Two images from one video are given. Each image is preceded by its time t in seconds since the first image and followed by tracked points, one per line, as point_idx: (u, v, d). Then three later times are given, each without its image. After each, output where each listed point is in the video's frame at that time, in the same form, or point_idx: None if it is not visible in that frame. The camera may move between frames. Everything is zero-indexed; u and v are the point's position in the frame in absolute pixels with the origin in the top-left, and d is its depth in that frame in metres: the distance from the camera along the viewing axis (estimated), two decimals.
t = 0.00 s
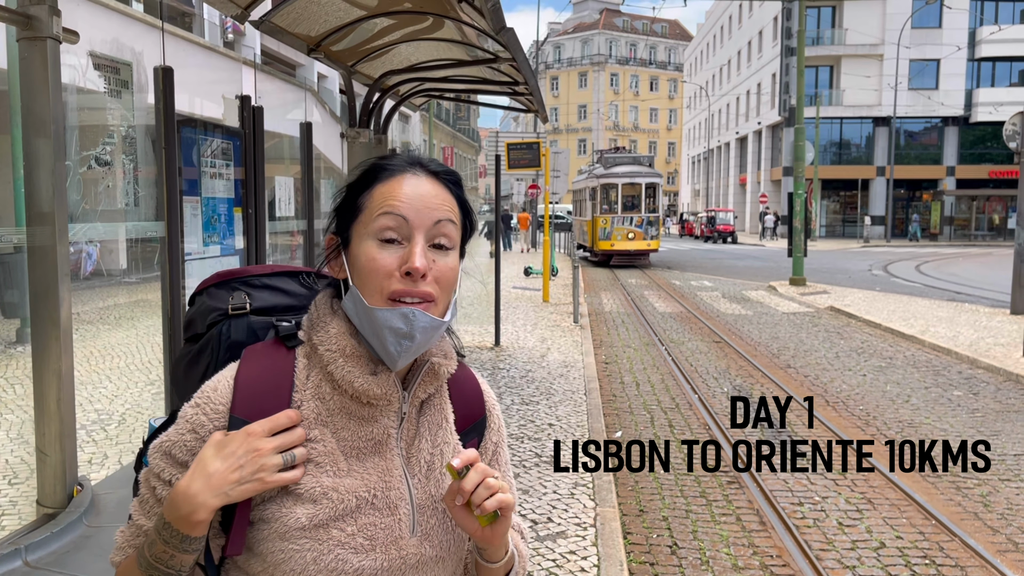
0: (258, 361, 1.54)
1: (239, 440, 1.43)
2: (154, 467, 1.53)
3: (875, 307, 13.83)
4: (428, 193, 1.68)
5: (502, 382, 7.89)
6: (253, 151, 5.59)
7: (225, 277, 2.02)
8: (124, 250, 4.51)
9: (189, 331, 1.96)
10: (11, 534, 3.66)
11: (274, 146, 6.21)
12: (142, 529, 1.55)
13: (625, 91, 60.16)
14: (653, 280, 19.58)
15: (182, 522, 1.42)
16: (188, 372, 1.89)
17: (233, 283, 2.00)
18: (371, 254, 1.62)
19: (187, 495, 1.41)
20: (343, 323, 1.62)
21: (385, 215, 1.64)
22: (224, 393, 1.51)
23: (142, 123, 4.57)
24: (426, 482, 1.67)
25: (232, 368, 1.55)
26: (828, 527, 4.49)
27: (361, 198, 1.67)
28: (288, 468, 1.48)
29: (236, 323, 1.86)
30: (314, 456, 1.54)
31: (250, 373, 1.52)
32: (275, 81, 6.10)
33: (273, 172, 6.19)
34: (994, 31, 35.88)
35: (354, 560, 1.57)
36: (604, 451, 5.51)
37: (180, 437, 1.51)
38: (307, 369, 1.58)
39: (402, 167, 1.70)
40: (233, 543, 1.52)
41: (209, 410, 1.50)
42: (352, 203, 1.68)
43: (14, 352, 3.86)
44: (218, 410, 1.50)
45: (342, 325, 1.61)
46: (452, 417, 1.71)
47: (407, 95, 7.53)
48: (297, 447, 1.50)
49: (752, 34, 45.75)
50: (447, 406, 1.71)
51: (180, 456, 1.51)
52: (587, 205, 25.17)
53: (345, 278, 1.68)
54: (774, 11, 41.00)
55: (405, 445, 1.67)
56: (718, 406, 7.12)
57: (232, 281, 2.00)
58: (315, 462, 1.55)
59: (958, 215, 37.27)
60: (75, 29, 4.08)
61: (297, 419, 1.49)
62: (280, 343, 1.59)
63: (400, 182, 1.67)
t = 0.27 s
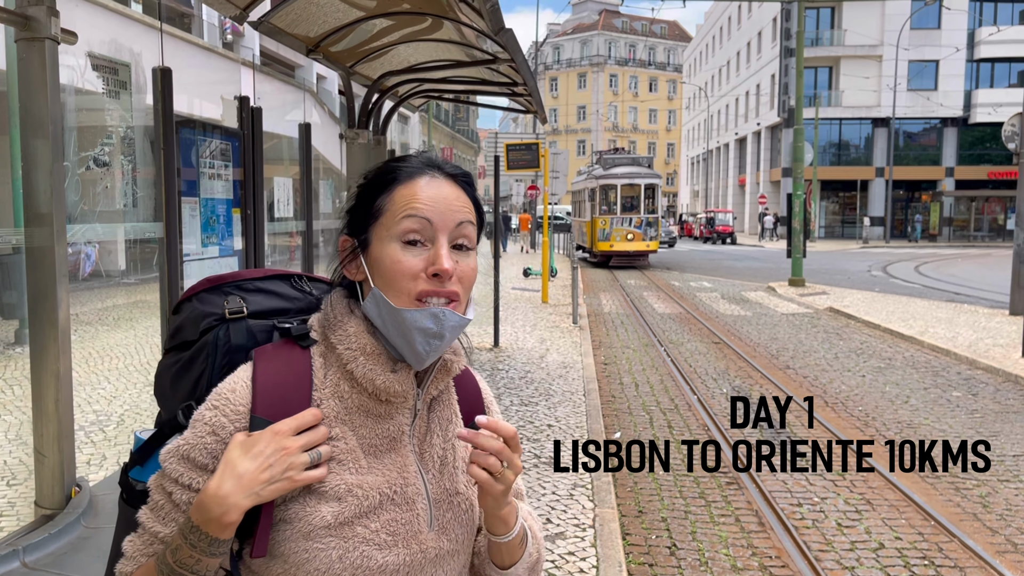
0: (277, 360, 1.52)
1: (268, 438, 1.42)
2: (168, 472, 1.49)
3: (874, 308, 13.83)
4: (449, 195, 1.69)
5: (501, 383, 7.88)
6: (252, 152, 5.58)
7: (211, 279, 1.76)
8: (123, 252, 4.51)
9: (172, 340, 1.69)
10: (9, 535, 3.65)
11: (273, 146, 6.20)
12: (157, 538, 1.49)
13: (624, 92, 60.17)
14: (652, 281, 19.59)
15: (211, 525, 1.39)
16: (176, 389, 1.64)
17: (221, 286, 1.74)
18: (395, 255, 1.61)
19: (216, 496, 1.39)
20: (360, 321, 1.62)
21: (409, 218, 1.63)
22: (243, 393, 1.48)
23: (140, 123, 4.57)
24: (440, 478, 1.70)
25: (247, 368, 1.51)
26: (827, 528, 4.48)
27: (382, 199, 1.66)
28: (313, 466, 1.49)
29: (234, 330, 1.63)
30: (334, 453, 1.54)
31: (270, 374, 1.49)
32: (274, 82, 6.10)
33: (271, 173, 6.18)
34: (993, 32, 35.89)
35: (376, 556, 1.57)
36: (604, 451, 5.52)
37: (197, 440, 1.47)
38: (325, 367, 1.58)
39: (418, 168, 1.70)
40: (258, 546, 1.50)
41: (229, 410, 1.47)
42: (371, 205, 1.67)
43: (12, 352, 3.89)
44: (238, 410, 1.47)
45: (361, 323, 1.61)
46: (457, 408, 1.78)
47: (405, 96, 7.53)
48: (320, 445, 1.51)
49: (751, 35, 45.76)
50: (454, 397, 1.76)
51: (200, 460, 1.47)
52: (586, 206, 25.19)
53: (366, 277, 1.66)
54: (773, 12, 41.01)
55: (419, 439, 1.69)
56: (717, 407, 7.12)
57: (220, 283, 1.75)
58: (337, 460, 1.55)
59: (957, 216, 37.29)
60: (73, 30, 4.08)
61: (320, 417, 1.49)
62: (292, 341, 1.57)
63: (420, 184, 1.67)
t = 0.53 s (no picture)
0: (281, 365, 1.52)
1: (276, 440, 1.44)
2: (172, 476, 1.49)
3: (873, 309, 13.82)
4: (454, 205, 1.65)
5: (501, 384, 7.88)
6: (251, 153, 5.59)
7: (203, 284, 1.80)
8: (122, 252, 4.51)
9: (163, 346, 1.71)
10: (8, 537, 3.65)
11: (272, 147, 6.21)
12: (160, 541, 1.50)
13: (624, 93, 60.20)
14: (651, 282, 19.59)
15: (221, 527, 1.40)
16: (168, 392, 1.65)
17: (213, 290, 1.79)
18: (400, 266, 1.57)
19: (226, 499, 1.40)
20: (363, 325, 1.60)
21: (416, 228, 1.60)
22: (247, 395, 1.48)
23: (139, 124, 4.58)
24: (437, 479, 1.71)
25: (250, 373, 1.51)
26: (826, 529, 4.48)
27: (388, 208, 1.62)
28: (318, 467, 1.50)
29: (227, 332, 1.65)
30: (335, 454, 1.54)
31: (275, 377, 1.50)
32: (274, 82, 6.11)
33: (271, 174, 6.18)
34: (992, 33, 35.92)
35: (378, 556, 1.57)
36: (604, 450, 5.53)
37: (201, 443, 1.47)
38: (326, 371, 1.58)
39: (422, 177, 1.66)
40: (262, 547, 1.50)
41: (234, 413, 1.47)
42: (377, 213, 1.63)
43: (12, 353, 3.92)
44: (243, 413, 1.47)
45: (363, 326, 1.59)
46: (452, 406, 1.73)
47: (405, 97, 7.53)
48: (325, 446, 1.52)
49: (750, 36, 45.80)
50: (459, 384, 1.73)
51: (205, 463, 1.48)
52: (586, 207, 25.21)
53: (371, 286, 1.62)
54: (773, 13, 41.05)
55: (416, 438, 1.68)
56: (717, 408, 7.12)
57: (212, 288, 1.79)
58: (341, 462, 1.55)
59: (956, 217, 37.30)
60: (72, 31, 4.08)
61: (325, 418, 1.51)
62: (291, 344, 1.56)
63: (426, 195, 1.63)
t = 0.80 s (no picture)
0: (265, 365, 1.51)
1: (259, 440, 1.43)
2: (157, 478, 1.49)
3: (873, 310, 13.83)
4: (437, 212, 1.65)
5: (500, 385, 7.87)
6: (251, 154, 5.59)
7: (190, 289, 1.80)
8: (121, 253, 4.51)
9: (151, 352, 1.72)
10: (6, 538, 3.64)
11: (272, 148, 6.21)
12: (147, 543, 1.49)
13: (623, 94, 60.24)
14: (651, 283, 19.59)
15: (206, 528, 1.39)
16: (156, 397, 1.65)
17: (200, 295, 1.79)
18: (380, 272, 1.58)
19: (210, 500, 1.39)
20: (345, 330, 1.61)
21: (396, 235, 1.60)
22: (231, 396, 1.48)
23: (139, 125, 4.59)
24: (424, 477, 1.70)
25: (233, 376, 1.50)
26: (826, 530, 4.48)
27: (371, 214, 1.62)
28: (303, 467, 1.50)
29: (214, 336, 1.65)
30: (320, 455, 1.54)
31: (259, 378, 1.49)
32: (273, 83, 6.11)
33: (271, 175, 6.18)
34: (991, 34, 35.96)
35: (364, 554, 1.57)
36: (604, 450, 5.55)
37: (186, 445, 1.47)
38: (309, 372, 1.58)
39: (406, 182, 1.66)
40: (248, 548, 1.49)
41: (217, 415, 1.46)
42: (359, 218, 1.63)
43: (11, 354, 3.92)
44: (227, 414, 1.47)
45: (344, 330, 1.60)
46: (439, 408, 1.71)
47: (405, 98, 7.54)
48: (310, 446, 1.52)
49: (750, 37, 45.82)
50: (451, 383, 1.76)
51: (190, 464, 1.47)
52: (586, 208, 25.21)
53: (351, 288, 1.65)
54: (772, 14, 41.08)
55: (402, 438, 1.68)
56: (716, 409, 7.12)
57: (200, 292, 1.79)
58: (326, 461, 1.55)
59: (956, 218, 37.30)
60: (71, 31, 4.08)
61: (310, 417, 1.50)
62: (276, 346, 1.56)
63: (409, 201, 1.63)
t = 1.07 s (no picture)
0: (244, 365, 1.52)
1: (237, 436, 1.44)
2: (140, 478, 1.50)
3: (873, 310, 13.83)
4: (421, 213, 1.64)
5: (500, 386, 7.87)
6: (251, 155, 5.59)
7: (179, 296, 1.80)
8: (121, 254, 4.52)
9: (143, 359, 1.73)
10: (6, 539, 3.64)
11: (272, 148, 6.20)
12: (130, 541, 1.51)
13: (623, 95, 60.26)
14: (651, 284, 19.59)
15: (185, 524, 1.40)
16: (148, 403, 1.66)
17: (189, 300, 1.78)
18: (363, 272, 1.58)
19: (188, 496, 1.40)
20: (324, 326, 1.61)
21: (380, 237, 1.59)
22: (210, 395, 1.49)
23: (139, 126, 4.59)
24: (409, 471, 1.70)
25: (215, 375, 1.51)
26: (826, 531, 4.48)
27: (355, 212, 1.61)
28: (283, 462, 1.50)
29: (202, 340, 1.66)
30: (302, 450, 1.54)
31: (238, 377, 1.50)
32: (273, 84, 6.10)
33: (271, 175, 6.18)
34: (991, 34, 35.98)
35: (348, 549, 1.57)
36: (604, 451, 5.57)
37: (166, 443, 1.48)
38: (291, 369, 1.58)
39: (392, 182, 1.64)
40: (231, 545, 1.50)
41: (198, 413, 1.48)
42: (342, 217, 1.62)
43: (10, 355, 3.92)
44: (207, 411, 1.48)
45: (323, 327, 1.60)
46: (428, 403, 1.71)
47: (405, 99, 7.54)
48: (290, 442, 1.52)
49: (750, 38, 45.83)
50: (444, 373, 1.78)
51: (171, 462, 1.48)
52: (585, 208, 25.21)
53: (332, 285, 1.64)
54: (772, 15, 41.09)
55: (389, 431, 1.68)
56: (716, 410, 7.12)
57: (187, 298, 1.79)
58: (306, 456, 1.55)
59: (956, 218, 37.32)
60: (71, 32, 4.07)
61: (288, 413, 1.51)
62: (258, 345, 1.58)
63: (394, 202, 1.62)
